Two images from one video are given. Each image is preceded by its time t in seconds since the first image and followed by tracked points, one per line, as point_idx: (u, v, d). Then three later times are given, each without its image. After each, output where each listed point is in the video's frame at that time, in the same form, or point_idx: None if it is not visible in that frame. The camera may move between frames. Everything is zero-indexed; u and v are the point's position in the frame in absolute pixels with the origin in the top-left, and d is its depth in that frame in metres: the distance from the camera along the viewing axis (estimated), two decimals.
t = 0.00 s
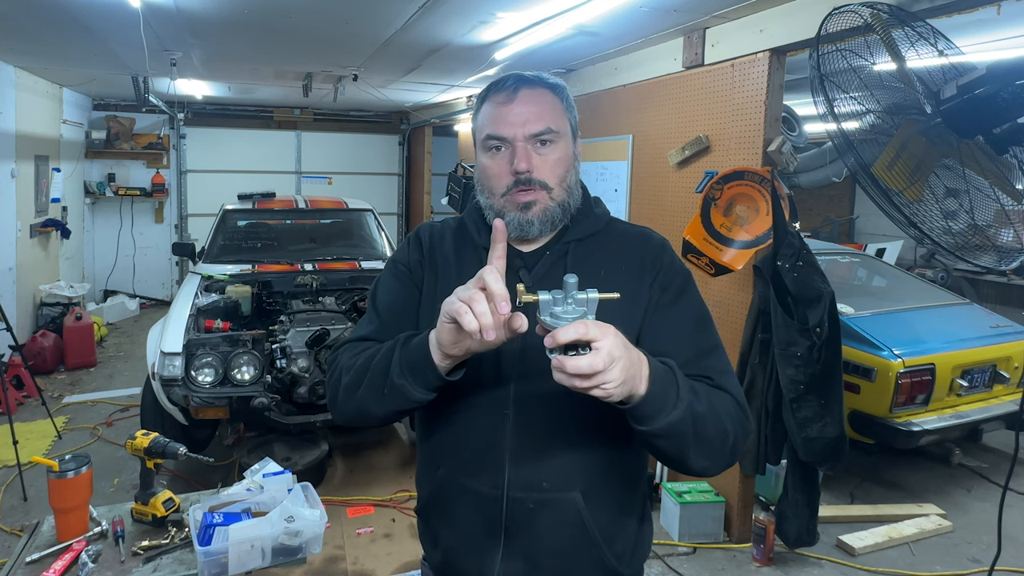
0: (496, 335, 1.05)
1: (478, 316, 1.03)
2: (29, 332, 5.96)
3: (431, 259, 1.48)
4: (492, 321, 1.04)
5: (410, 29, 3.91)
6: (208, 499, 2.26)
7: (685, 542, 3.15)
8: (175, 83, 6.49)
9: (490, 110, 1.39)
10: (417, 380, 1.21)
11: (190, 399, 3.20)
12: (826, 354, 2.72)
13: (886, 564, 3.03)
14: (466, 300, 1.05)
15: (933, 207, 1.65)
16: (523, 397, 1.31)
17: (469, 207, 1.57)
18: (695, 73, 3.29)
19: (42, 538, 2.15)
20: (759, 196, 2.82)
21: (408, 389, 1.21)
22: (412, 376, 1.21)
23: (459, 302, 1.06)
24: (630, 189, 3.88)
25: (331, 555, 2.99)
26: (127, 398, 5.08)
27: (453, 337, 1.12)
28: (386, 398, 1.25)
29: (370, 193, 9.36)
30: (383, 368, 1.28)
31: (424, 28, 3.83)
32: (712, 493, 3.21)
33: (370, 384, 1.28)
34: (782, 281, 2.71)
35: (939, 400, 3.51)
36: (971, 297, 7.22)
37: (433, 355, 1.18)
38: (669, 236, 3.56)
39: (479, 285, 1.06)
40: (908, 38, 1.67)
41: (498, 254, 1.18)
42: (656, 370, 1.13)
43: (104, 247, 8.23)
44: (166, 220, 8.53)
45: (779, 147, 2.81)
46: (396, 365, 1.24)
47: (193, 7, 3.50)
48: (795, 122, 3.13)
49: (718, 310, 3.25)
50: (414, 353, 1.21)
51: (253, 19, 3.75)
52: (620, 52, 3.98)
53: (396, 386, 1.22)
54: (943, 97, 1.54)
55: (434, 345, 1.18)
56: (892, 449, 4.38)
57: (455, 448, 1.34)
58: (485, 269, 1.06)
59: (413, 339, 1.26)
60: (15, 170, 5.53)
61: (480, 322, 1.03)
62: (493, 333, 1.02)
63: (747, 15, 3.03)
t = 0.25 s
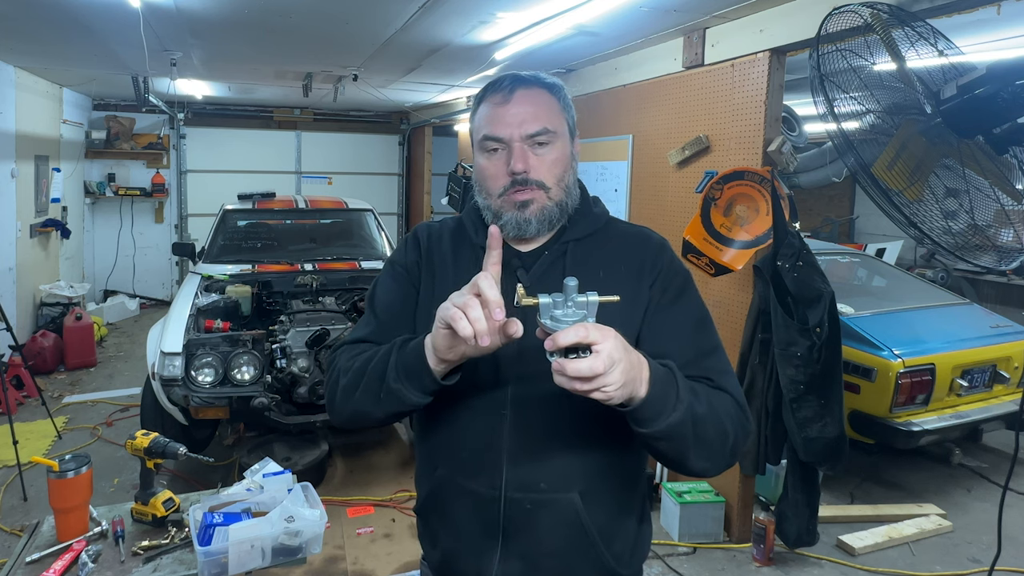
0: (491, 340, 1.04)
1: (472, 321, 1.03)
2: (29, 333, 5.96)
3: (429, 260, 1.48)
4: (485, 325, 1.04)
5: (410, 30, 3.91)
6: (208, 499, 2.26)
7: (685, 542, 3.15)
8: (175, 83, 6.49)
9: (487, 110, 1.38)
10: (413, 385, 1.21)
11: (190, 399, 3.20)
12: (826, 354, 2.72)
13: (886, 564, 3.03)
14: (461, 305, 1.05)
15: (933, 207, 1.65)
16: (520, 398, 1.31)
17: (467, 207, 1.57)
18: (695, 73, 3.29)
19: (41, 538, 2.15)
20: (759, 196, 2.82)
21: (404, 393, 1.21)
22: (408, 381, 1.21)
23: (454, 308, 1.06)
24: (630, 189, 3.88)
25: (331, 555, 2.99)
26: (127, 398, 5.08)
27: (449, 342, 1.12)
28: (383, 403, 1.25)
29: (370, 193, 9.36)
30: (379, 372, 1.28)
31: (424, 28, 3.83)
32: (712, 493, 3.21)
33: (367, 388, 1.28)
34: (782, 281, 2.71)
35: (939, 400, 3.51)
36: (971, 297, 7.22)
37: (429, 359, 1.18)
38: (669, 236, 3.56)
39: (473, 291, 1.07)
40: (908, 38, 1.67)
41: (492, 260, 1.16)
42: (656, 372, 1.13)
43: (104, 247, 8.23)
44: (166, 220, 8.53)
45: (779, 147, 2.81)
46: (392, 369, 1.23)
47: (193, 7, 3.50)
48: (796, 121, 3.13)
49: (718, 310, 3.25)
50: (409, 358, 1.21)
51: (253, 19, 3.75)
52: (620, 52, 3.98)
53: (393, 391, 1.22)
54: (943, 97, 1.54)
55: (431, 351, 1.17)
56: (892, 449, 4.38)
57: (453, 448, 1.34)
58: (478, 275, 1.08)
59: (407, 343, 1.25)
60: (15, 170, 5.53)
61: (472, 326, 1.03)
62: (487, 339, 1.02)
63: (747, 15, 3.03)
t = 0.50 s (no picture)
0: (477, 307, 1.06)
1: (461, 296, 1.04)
2: (29, 333, 5.96)
3: (428, 257, 1.49)
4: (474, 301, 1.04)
5: (410, 30, 3.91)
6: (208, 499, 2.26)
7: (685, 542, 3.15)
8: (175, 84, 6.49)
9: (482, 114, 1.39)
10: (409, 366, 1.21)
11: (190, 399, 3.20)
12: (826, 354, 2.72)
13: (886, 564, 3.03)
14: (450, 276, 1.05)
15: (933, 207, 1.65)
16: (519, 397, 1.31)
17: (466, 207, 1.58)
18: (695, 73, 3.29)
19: (42, 538, 2.16)
20: (759, 195, 2.82)
21: (400, 375, 1.21)
22: (403, 362, 1.21)
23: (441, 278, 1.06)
24: (630, 189, 3.88)
25: (331, 555, 2.99)
26: (127, 398, 5.08)
27: (439, 314, 1.12)
28: (378, 388, 1.25)
29: (370, 193, 9.36)
30: (374, 358, 1.28)
31: (424, 28, 3.83)
32: (712, 493, 3.21)
33: (363, 374, 1.29)
34: (782, 281, 2.71)
35: (939, 400, 3.51)
36: (971, 297, 7.22)
37: (423, 339, 1.18)
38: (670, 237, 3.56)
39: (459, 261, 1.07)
40: (908, 38, 1.67)
41: (480, 230, 1.17)
42: (652, 370, 1.13)
43: (104, 247, 8.23)
44: (166, 220, 8.53)
45: (779, 147, 2.81)
46: (387, 351, 1.24)
47: (193, 7, 3.50)
48: (796, 122, 3.12)
49: (718, 310, 3.25)
50: (404, 338, 1.21)
51: (253, 19, 3.75)
52: (620, 52, 3.98)
53: (387, 372, 1.22)
54: (943, 96, 1.54)
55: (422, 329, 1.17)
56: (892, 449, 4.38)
57: (452, 448, 1.34)
58: (464, 245, 1.07)
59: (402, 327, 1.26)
60: (15, 170, 5.53)
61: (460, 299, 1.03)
62: (475, 306, 1.03)
63: (747, 14, 3.03)
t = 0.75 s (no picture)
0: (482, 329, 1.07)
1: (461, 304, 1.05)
2: (29, 333, 5.96)
3: (425, 260, 1.48)
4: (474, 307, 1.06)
5: (410, 30, 3.91)
6: (208, 499, 2.26)
7: (685, 542, 3.15)
8: (175, 83, 6.49)
9: (479, 113, 1.39)
10: (410, 378, 1.22)
11: (190, 399, 3.20)
12: (826, 354, 2.72)
13: (886, 564, 3.03)
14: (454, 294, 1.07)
15: (933, 207, 1.65)
16: (516, 393, 1.31)
17: (464, 208, 1.57)
18: (695, 73, 3.29)
19: (41, 538, 2.16)
20: (759, 196, 2.82)
21: (401, 388, 1.22)
22: (404, 375, 1.22)
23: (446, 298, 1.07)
24: (630, 189, 3.88)
25: (330, 555, 2.99)
26: (127, 398, 5.08)
27: (442, 333, 1.13)
28: (381, 399, 1.26)
29: (370, 193, 9.36)
30: (376, 368, 1.28)
31: (424, 28, 3.83)
32: (712, 493, 3.21)
33: (365, 384, 1.29)
34: (782, 281, 2.71)
35: (939, 400, 3.51)
36: (971, 297, 7.22)
37: (424, 353, 1.19)
38: (670, 237, 3.56)
39: (462, 281, 1.07)
40: (908, 38, 1.67)
41: (481, 251, 1.18)
42: (646, 367, 1.14)
43: (104, 247, 8.23)
44: (166, 220, 8.52)
45: (779, 147, 2.81)
46: (389, 365, 1.24)
47: (192, 7, 3.50)
48: (796, 121, 3.12)
49: (718, 310, 3.25)
50: (406, 353, 1.21)
51: (253, 19, 3.75)
52: (620, 52, 3.98)
53: (390, 385, 1.23)
54: (943, 97, 1.54)
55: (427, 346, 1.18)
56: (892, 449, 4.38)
57: (449, 445, 1.34)
58: (467, 265, 1.07)
59: (403, 339, 1.26)
60: (15, 170, 5.53)
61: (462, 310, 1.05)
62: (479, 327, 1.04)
63: (747, 14, 3.02)
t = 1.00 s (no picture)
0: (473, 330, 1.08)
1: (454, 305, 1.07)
2: (29, 332, 5.96)
3: (416, 258, 1.48)
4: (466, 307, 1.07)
5: (410, 30, 3.91)
6: (208, 499, 2.26)
7: (685, 542, 3.15)
8: (176, 83, 6.49)
9: (469, 114, 1.38)
10: (403, 375, 1.22)
11: (190, 399, 3.20)
12: (826, 354, 2.73)
13: (886, 564, 3.03)
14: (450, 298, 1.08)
15: (933, 207, 1.65)
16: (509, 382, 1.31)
17: (453, 206, 1.56)
18: (695, 73, 3.29)
19: (41, 538, 2.16)
20: (759, 196, 2.82)
21: (395, 385, 1.22)
22: (397, 372, 1.22)
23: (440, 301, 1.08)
24: (630, 189, 3.88)
25: (331, 555, 2.99)
26: (127, 398, 5.08)
27: (434, 334, 1.14)
28: (375, 396, 1.26)
29: (371, 193, 9.36)
30: (370, 367, 1.28)
31: (424, 28, 3.83)
32: (712, 493, 3.21)
33: (360, 382, 1.29)
34: (782, 281, 2.71)
35: (939, 400, 3.51)
36: (971, 297, 7.22)
37: (417, 351, 1.19)
38: (670, 237, 3.57)
39: (455, 284, 1.08)
40: (908, 38, 1.67)
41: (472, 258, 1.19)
42: (631, 362, 1.15)
43: (104, 247, 8.23)
44: (166, 220, 8.52)
45: (779, 147, 2.81)
46: (383, 364, 1.24)
47: (193, 7, 3.50)
48: (796, 122, 3.12)
49: (718, 310, 3.25)
50: (399, 351, 1.22)
51: (253, 19, 3.75)
52: (620, 52, 3.98)
53: (383, 383, 1.23)
54: (943, 97, 1.54)
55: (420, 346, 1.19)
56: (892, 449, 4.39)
57: (443, 433, 1.34)
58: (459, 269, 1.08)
59: (397, 338, 1.27)
60: (15, 170, 5.53)
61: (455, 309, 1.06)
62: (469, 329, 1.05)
63: (747, 14, 3.02)
